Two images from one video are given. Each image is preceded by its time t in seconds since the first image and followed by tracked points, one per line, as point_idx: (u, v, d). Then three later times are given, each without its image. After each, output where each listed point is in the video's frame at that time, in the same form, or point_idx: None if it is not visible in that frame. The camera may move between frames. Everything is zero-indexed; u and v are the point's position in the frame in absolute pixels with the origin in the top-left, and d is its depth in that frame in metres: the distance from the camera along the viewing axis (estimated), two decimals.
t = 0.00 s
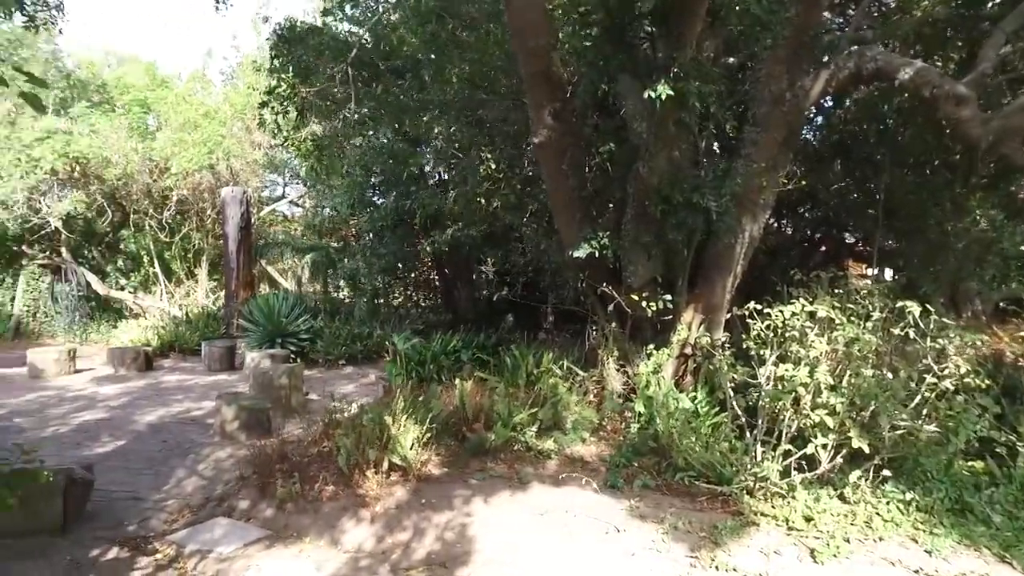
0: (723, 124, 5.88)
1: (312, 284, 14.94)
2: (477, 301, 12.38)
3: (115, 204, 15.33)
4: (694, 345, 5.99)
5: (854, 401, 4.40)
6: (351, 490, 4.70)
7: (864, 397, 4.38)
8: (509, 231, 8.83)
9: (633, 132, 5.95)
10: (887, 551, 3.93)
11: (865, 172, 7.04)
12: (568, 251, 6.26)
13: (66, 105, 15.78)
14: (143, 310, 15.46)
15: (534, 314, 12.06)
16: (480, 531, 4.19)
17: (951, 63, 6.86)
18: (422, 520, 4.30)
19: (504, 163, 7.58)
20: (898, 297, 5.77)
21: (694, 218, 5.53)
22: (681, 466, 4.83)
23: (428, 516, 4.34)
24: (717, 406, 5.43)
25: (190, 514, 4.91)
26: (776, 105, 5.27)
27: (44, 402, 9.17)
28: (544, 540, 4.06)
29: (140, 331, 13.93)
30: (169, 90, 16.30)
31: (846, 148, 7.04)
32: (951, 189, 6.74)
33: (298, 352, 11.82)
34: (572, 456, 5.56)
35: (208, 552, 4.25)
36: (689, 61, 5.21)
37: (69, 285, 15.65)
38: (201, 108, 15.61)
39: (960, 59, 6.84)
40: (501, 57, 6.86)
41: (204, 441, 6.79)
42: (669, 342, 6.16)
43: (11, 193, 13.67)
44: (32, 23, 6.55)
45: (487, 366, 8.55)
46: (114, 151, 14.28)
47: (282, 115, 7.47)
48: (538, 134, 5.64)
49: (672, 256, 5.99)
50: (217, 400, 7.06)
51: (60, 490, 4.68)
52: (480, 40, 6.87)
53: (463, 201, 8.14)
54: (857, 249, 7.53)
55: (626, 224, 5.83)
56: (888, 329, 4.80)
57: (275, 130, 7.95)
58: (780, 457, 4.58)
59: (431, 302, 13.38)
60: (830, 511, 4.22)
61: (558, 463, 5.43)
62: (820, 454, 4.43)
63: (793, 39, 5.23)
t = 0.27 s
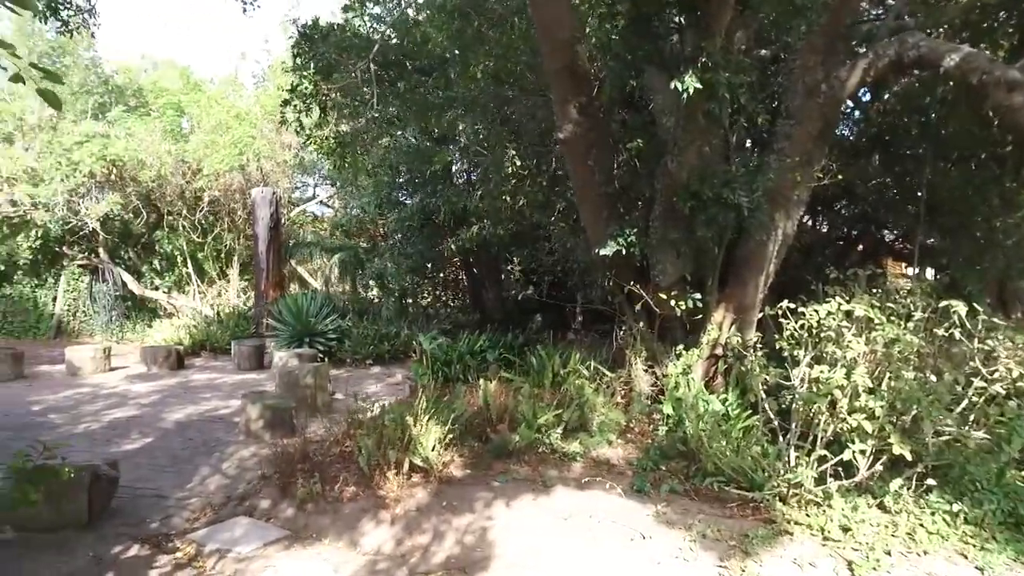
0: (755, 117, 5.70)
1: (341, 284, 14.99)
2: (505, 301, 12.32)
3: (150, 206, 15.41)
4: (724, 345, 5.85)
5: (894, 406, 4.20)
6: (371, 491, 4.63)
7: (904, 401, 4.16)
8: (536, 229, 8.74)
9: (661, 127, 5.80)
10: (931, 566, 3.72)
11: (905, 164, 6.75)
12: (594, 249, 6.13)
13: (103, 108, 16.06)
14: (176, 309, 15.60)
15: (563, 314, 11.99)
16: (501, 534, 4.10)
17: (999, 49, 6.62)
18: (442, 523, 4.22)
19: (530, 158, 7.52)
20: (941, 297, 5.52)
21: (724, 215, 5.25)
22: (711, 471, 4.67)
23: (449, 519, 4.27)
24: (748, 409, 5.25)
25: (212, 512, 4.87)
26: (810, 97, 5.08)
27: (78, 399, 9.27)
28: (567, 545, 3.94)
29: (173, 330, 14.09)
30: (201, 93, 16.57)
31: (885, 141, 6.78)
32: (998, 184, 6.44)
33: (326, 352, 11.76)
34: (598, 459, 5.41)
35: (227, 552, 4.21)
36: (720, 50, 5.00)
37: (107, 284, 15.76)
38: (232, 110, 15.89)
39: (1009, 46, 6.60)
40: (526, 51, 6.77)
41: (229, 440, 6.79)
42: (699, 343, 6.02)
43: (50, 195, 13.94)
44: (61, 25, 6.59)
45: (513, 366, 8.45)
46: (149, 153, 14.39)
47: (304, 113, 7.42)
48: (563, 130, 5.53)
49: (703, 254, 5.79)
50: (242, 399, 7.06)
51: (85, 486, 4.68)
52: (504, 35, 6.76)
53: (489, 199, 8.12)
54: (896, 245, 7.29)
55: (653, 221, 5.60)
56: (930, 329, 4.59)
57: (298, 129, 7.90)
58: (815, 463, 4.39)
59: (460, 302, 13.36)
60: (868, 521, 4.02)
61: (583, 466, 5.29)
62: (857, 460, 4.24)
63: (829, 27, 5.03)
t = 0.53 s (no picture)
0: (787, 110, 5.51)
1: (366, 284, 15.00)
2: (531, 302, 12.15)
3: (180, 208, 15.54)
4: (754, 347, 5.65)
5: (935, 413, 3.98)
6: (388, 495, 4.53)
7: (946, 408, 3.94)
8: (561, 228, 8.61)
9: (688, 122, 5.63)
10: None
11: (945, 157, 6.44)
12: (618, 248, 5.97)
13: (134, 112, 16.29)
14: (205, 309, 15.72)
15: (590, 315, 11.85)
16: (519, 542, 3.97)
17: None
18: (458, 529, 4.12)
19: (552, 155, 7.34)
20: (984, 297, 5.26)
21: (754, 212, 5.03)
22: (738, 479, 4.50)
23: (466, 525, 4.16)
24: (779, 414, 5.06)
25: (229, 514, 4.83)
26: (844, 88, 4.89)
27: (106, 398, 9.35)
28: (587, 554, 3.80)
29: (201, 329, 14.21)
30: (230, 96, 16.73)
31: (924, 134, 6.50)
32: None
33: (350, 352, 11.71)
34: (621, 464, 5.24)
35: (241, 555, 4.14)
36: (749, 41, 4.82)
37: (138, 285, 15.93)
38: (260, 112, 16.04)
39: None
40: (548, 46, 6.64)
41: (251, 440, 6.77)
42: (727, 345, 5.82)
43: (84, 198, 14.17)
44: (86, 28, 6.62)
45: (537, 367, 8.32)
46: (178, 155, 14.44)
47: (326, 112, 7.38)
48: (586, 125, 5.38)
49: (731, 253, 5.63)
50: (264, 399, 7.04)
51: (104, 484, 4.67)
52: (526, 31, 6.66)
53: (512, 199, 8.06)
54: (936, 245, 7.04)
55: (680, 219, 5.41)
56: (973, 333, 4.36)
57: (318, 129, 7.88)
58: (850, 472, 4.20)
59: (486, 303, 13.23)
60: (908, 536, 3.82)
61: (607, 471, 5.12)
62: (895, 470, 4.03)
63: (863, 16, 4.84)
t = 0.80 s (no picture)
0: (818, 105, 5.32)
1: (390, 285, 14.98)
2: (555, 303, 12.09)
3: (206, 210, 15.63)
4: (783, 351, 5.44)
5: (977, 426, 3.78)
6: (403, 502, 4.44)
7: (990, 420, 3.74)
8: (584, 228, 8.45)
9: (713, 118, 5.45)
10: None
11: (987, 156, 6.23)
12: (641, 248, 5.81)
13: (163, 116, 16.45)
14: (231, 310, 15.80)
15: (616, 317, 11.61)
16: (536, 552, 3.85)
17: None
18: (474, 538, 4.01)
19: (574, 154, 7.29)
20: None
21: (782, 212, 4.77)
22: (766, 490, 4.33)
23: (481, 534, 4.05)
24: (809, 422, 4.89)
25: (243, 518, 4.76)
26: (878, 81, 4.67)
27: (132, 396, 9.36)
28: (607, 567, 3.66)
29: (227, 330, 14.28)
30: (256, 98, 16.83)
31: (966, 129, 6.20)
32: None
33: (373, 353, 11.76)
34: (644, 471, 5.07)
35: (253, 561, 4.08)
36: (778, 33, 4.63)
37: (166, 286, 16.08)
38: (284, 113, 16.11)
39: None
40: (569, 43, 6.51)
41: (270, 442, 6.73)
42: (754, 349, 5.62)
43: (115, 200, 14.35)
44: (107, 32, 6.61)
45: (559, 369, 8.17)
46: (204, 157, 14.52)
47: (345, 112, 7.32)
48: (608, 122, 5.21)
49: (758, 253, 5.53)
50: (283, 401, 6.99)
51: (122, 486, 4.63)
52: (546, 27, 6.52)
53: (533, 199, 8.09)
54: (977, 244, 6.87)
55: (705, 218, 5.26)
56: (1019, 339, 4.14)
57: (339, 129, 7.82)
58: (885, 485, 4.01)
59: (510, 304, 13.10)
60: (949, 556, 3.63)
61: (629, 478, 4.96)
62: (934, 484, 3.83)
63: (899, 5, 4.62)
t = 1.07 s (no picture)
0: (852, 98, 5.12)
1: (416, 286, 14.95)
2: (581, 304, 12.04)
3: (235, 212, 15.75)
4: (816, 353, 5.22)
5: None
6: (420, 507, 4.34)
7: None
8: (610, 228, 8.30)
9: (742, 112, 5.26)
10: None
11: None
12: (667, 248, 5.65)
13: (192, 118, 16.63)
14: (259, 311, 15.90)
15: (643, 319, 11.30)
16: (556, 562, 3.72)
17: None
18: (493, 547, 3.91)
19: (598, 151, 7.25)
20: None
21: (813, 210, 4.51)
22: (797, 500, 4.15)
23: (499, 543, 3.94)
24: (843, 429, 4.70)
25: (261, 521, 4.70)
26: (917, 71, 4.44)
27: (160, 395, 9.37)
28: None
29: (254, 330, 14.37)
30: (284, 100, 16.95)
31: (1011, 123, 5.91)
32: None
33: (399, 354, 11.75)
34: (669, 478, 4.90)
35: (269, 566, 4.03)
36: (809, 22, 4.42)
37: (195, 287, 16.25)
38: (312, 115, 16.25)
39: None
40: (592, 38, 6.36)
41: (291, 443, 6.69)
42: (785, 352, 5.42)
43: (146, 202, 14.55)
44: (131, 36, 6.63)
45: (584, 371, 8.03)
46: (232, 158, 14.67)
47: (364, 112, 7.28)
48: (632, 119, 5.08)
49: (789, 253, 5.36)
50: (305, 402, 6.95)
51: (140, 486, 4.61)
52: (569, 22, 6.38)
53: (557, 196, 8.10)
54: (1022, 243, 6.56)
55: (732, 217, 5.08)
56: None
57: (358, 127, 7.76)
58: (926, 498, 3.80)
59: (537, 304, 12.97)
60: None
61: (654, 485, 4.79)
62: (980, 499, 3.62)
63: None
